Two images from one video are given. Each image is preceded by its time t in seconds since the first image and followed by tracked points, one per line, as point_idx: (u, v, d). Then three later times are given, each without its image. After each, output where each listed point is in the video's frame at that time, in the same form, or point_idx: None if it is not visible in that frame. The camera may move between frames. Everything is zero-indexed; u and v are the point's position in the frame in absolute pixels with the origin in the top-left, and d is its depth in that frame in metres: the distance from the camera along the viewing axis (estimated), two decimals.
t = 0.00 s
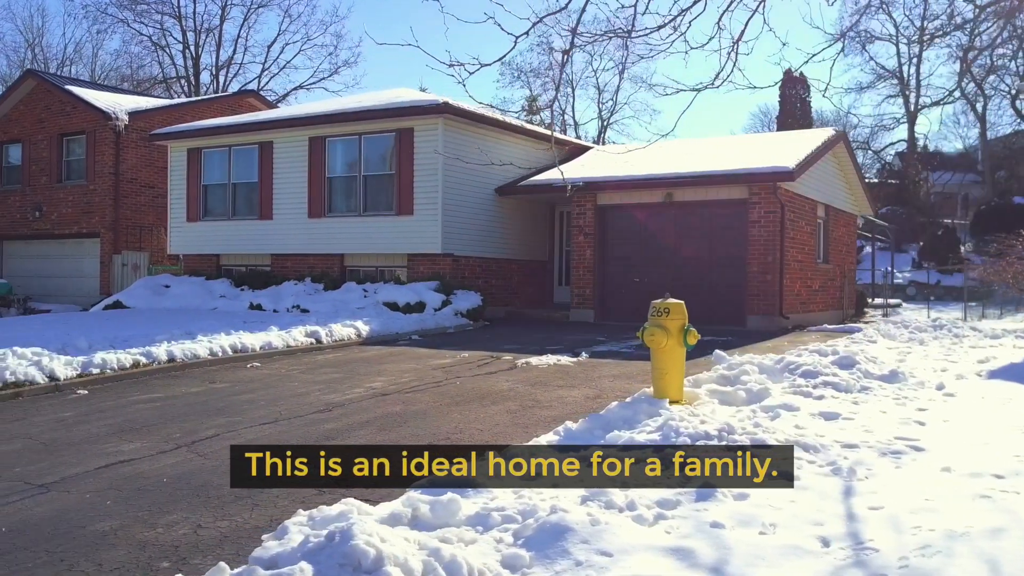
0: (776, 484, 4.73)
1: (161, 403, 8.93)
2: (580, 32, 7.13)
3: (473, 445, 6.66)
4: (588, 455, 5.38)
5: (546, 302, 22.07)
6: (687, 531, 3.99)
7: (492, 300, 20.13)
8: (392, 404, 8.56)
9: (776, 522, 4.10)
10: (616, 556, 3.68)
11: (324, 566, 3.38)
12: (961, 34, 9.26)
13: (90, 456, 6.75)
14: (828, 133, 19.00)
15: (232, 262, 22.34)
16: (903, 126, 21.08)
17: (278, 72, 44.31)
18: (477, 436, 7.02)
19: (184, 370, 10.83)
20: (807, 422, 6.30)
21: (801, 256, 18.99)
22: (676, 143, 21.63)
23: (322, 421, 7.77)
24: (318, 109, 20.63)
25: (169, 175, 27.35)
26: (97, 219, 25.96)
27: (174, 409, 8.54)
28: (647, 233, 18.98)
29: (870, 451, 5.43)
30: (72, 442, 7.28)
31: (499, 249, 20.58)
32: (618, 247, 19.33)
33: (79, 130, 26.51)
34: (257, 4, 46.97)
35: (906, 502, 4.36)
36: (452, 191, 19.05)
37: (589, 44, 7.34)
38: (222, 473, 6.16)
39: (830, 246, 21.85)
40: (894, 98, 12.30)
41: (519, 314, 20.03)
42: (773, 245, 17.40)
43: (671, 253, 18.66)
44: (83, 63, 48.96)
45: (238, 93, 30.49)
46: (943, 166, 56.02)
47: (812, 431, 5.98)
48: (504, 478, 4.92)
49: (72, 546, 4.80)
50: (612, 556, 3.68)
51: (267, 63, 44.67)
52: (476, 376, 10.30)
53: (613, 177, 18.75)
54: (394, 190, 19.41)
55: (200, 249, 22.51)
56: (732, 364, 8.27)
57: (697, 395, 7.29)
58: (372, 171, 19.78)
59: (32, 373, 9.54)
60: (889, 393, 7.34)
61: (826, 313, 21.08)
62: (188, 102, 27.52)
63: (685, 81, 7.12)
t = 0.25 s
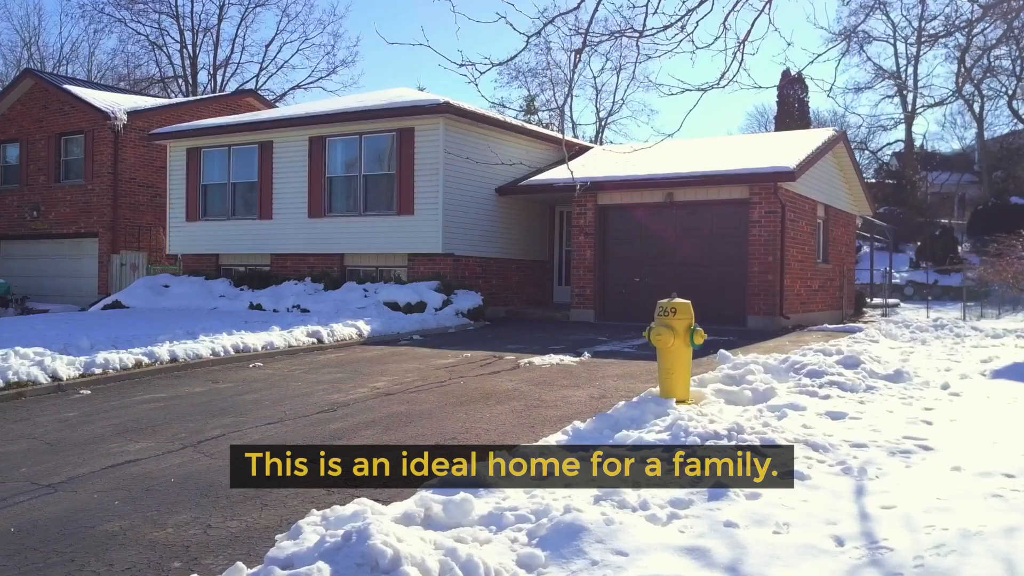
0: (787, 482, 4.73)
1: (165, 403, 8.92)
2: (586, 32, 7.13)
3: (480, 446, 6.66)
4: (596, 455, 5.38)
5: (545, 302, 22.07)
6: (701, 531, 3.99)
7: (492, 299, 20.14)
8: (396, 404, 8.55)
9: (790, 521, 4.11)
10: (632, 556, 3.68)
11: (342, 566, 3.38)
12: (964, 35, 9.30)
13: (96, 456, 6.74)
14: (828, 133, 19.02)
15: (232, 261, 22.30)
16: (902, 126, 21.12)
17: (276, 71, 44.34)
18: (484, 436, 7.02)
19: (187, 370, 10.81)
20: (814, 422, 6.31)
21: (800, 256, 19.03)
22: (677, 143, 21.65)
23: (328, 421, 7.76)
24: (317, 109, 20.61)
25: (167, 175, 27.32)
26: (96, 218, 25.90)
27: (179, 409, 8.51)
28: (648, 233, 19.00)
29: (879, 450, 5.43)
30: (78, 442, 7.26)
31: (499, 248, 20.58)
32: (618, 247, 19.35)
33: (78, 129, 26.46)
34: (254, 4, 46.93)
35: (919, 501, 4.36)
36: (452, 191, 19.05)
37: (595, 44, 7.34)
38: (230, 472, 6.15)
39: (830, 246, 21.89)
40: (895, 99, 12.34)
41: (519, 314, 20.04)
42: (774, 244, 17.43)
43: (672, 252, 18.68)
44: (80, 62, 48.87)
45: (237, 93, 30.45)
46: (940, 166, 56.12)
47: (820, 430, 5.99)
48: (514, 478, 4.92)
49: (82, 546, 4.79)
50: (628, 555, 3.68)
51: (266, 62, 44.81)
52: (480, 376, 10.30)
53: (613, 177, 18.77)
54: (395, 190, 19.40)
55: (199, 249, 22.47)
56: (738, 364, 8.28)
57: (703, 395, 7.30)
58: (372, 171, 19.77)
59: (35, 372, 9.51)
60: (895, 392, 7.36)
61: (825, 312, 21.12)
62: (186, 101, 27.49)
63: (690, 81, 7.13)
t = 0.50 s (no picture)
0: (800, 481, 4.74)
1: (170, 403, 8.90)
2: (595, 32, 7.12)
3: (488, 446, 6.66)
4: (607, 455, 5.38)
5: (545, 301, 22.08)
6: (718, 530, 4.00)
7: (492, 299, 20.13)
8: (402, 403, 8.55)
9: (806, 520, 4.12)
10: (652, 555, 3.69)
11: (364, 566, 3.38)
12: (967, 37, 9.33)
13: (104, 456, 6.72)
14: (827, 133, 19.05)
15: (231, 261, 22.25)
16: (900, 126, 21.18)
17: (273, 70, 44.30)
18: (492, 436, 7.02)
19: (190, 370, 10.79)
20: (823, 421, 6.32)
21: (800, 256, 19.06)
22: (676, 143, 21.67)
23: (335, 421, 7.76)
24: (317, 109, 20.58)
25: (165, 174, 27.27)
26: (93, 218, 25.83)
27: (184, 409, 8.50)
28: (648, 232, 19.02)
29: (890, 450, 5.45)
30: (85, 442, 7.24)
31: (499, 248, 20.58)
32: (618, 246, 19.36)
33: (75, 128, 26.38)
34: (250, 3, 46.85)
35: (933, 500, 4.38)
36: (453, 190, 19.05)
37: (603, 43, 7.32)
38: (239, 473, 6.14)
39: (829, 246, 21.93)
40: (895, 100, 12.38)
41: (519, 314, 20.04)
42: (774, 244, 17.46)
43: (672, 252, 18.70)
44: (75, 61, 48.72)
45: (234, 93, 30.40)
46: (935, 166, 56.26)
47: (829, 429, 6.00)
48: (527, 477, 4.92)
49: (95, 546, 4.78)
50: (648, 555, 3.68)
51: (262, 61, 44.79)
52: (484, 376, 10.30)
53: (613, 177, 18.78)
54: (395, 190, 19.39)
55: (198, 249, 22.43)
56: (743, 364, 8.30)
57: (711, 394, 7.31)
58: (372, 170, 19.76)
59: (38, 372, 9.48)
60: (901, 391, 7.38)
61: (824, 312, 21.17)
62: (183, 100, 27.43)
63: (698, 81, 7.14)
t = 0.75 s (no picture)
0: (814, 480, 4.75)
1: (175, 403, 8.89)
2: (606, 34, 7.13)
3: (497, 446, 6.66)
4: (619, 455, 5.38)
5: (544, 301, 22.09)
6: (736, 529, 4.01)
7: (492, 299, 20.14)
8: (408, 403, 8.54)
9: (823, 520, 4.12)
10: (672, 555, 3.69)
11: (387, 566, 3.38)
12: (968, 39, 9.41)
13: (112, 456, 6.71)
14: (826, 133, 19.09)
15: (230, 261, 22.21)
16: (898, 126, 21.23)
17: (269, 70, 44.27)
18: (501, 436, 7.02)
19: (193, 370, 10.77)
20: (831, 421, 6.34)
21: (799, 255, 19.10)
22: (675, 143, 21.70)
23: (342, 422, 7.75)
24: (316, 109, 20.56)
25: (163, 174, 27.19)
26: (91, 217, 25.75)
27: (190, 410, 8.48)
28: (648, 232, 19.04)
29: (900, 449, 5.46)
30: (92, 442, 7.22)
31: (499, 248, 20.58)
32: (618, 246, 19.38)
33: (73, 128, 26.31)
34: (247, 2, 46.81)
35: (948, 499, 4.39)
36: (453, 190, 19.04)
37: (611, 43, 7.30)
38: (249, 473, 6.14)
39: (827, 245, 21.98)
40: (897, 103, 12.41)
41: (519, 314, 20.04)
42: (774, 244, 17.49)
43: (671, 252, 18.73)
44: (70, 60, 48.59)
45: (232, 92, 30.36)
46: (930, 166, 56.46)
47: (838, 429, 6.01)
48: (541, 478, 4.92)
49: (109, 546, 4.78)
50: (668, 554, 3.69)
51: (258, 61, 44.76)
52: (489, 376, 10.31)
53: (612, 177, 18.79)
54: (395, 190, 19.38)
55: (197, 248, 22.38)
56: (749, 364, 8.32)
57: (718, 395, 7.32)
58: (372, 170, 19.75)
59: (42, 373, 9.45)
60: (907, 391, 7.40)
61: (823, 312, 21.21)
62: (181, 100, 27.38)
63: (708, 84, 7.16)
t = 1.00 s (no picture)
0: (828, 479, 4.76)
1: (180, 403, 8.87)
2: (612, 34, 6.95)
3: (506, 446, 6.67)
4: (631, 456, 5.39)
5: (544, 301, 22.10)
6: (753, 529, 4.01)
7: (492, 299, 20.14)
8: (414, 403, 8.54)
9: (840, 519, 4.13)
10: (692, 554, 3.70)
11: (410, 566, 3.39)
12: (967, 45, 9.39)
13: (120, 457, 6.69)
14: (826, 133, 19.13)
15: (229, 260, 22.16)
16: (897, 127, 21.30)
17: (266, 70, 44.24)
18: (509, 436, 7.03)
19: (197, 370, 10.75)
20: (839, 420, 6.36)
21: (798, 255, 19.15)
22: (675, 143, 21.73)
23: (349, 422, 7.75)
24: (315, 108, 20.52)
25: (161, 173, 27.11)
26: (88, 217, 25.68)
27: (196, 410, 8.46)
28: (648, 232, 19.06)
29: (912, 448, 5.48)
30: (99, 442, 7.20)
31: (499, 248, 20.59)
32: (618, 246, 19.40)
33: (70, 127, 26.23)
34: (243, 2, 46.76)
35: (962, 498, 4.41)
36: (453, 190, 19.04)
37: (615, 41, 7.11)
38: (259, 473, 6.13)
39: (826, 246, 22.04)
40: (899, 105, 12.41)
41: (519, 313, 20.06)
42: (774, 244, 17.53)
43: (671, 252, 18.75)
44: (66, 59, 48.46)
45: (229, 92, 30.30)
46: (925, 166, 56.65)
47: (848, 428, 6.03)
48: (555, 477, 4.92)
49: (123, 546, 4.78)
50: (688, 554, 3.69)
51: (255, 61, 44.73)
52: (493, 376, 10.31)
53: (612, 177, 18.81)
54: (395, 190, 19.36)
55: (196, 248, 22.34)
56: (756, 363, 8.34)
57: (725, 394, 7.34)
58: (372, 170, 19.73)
59: (46, 373, 9.42)
60: (914, 391, 7.43)
61: (822, 312, 21.27)
62: (179, 99, 27.30)
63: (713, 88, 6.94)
